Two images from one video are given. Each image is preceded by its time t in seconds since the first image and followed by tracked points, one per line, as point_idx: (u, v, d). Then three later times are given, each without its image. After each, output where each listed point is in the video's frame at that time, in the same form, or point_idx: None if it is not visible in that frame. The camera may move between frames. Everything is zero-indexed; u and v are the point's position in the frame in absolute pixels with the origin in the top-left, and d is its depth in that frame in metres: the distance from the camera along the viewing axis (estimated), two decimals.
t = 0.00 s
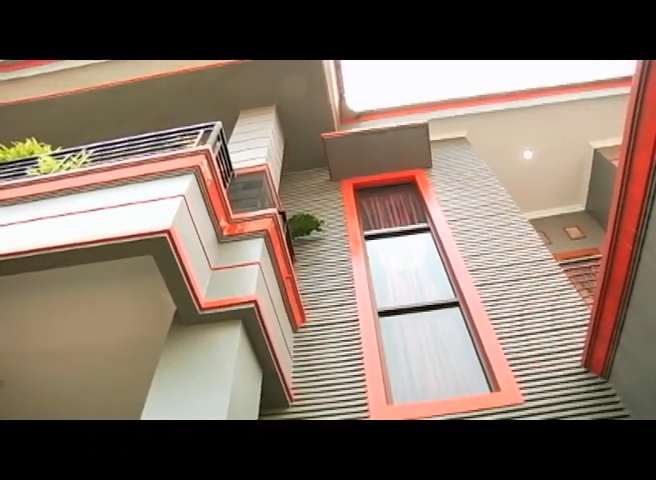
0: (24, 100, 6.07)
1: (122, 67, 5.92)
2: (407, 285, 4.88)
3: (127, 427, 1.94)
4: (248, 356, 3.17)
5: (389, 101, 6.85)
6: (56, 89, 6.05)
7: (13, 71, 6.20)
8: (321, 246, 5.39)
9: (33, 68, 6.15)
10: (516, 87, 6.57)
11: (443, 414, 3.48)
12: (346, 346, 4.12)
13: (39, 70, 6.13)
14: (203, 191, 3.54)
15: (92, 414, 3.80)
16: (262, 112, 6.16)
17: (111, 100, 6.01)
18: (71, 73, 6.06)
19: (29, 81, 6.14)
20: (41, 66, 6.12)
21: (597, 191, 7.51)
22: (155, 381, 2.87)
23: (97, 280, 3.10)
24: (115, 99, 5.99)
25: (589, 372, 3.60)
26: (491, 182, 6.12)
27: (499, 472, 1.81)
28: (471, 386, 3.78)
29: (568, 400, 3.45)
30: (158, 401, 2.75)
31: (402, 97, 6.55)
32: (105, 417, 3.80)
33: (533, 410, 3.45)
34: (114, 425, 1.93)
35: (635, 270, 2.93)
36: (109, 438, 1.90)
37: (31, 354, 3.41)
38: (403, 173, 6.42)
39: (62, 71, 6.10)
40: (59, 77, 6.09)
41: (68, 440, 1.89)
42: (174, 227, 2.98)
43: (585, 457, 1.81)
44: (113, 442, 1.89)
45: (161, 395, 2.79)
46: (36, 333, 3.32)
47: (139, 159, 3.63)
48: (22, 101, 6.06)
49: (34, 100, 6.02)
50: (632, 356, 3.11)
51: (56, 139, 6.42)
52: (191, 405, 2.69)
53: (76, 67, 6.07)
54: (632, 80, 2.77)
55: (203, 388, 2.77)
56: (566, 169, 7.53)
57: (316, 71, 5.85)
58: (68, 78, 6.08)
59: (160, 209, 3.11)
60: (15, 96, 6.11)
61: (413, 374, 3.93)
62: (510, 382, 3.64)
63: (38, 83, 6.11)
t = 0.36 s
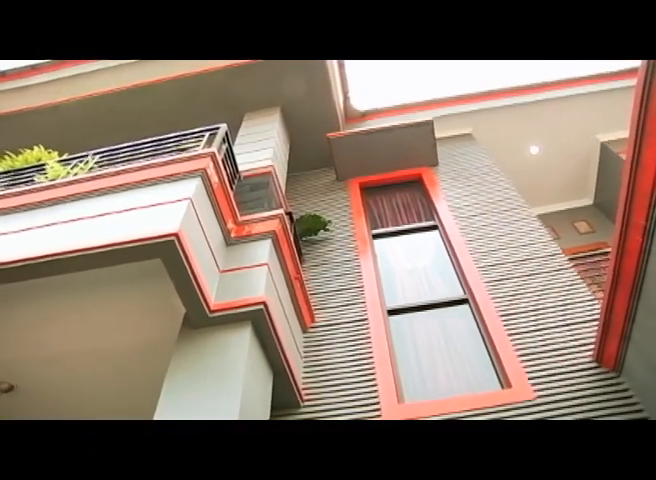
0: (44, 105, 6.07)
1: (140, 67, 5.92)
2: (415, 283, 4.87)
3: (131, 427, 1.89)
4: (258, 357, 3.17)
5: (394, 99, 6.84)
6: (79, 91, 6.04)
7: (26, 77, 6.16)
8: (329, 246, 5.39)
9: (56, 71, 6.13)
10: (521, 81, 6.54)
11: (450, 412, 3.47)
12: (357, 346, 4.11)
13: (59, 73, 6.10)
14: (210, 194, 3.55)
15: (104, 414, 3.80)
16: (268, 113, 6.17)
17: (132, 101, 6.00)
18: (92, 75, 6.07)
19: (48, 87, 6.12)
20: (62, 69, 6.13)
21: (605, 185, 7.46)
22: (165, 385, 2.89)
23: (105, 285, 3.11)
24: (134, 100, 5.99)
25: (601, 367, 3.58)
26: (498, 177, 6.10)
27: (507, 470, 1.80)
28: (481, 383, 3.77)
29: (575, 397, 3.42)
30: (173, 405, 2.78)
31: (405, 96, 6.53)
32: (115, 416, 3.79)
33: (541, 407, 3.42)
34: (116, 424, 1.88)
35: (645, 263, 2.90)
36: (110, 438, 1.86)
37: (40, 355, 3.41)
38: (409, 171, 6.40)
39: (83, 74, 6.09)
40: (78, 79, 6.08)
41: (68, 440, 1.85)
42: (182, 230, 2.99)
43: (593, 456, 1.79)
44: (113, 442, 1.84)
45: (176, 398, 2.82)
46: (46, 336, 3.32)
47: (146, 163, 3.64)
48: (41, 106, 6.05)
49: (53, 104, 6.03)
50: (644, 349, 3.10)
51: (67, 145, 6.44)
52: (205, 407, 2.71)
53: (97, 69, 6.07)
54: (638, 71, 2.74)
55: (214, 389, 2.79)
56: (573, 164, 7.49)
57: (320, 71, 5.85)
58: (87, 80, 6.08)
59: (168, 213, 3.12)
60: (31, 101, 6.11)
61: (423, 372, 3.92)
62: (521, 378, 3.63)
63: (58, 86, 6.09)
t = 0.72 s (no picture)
0: (83, 106, 6.08)
1: (174, 67, 6.02)
2: (425, 280, 4.86)
3: (132, 427, 1.85)
4: (270, 360, 3.18)
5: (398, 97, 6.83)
6: (118, 92, 6.08)
7: (37, 88, 6.29)
8: (338, 246, 5.38)
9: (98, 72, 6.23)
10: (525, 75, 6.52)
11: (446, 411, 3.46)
12: (368, 346, 4.11)
13: (107, 73, 6.20)
14: (217, 198, 3.56)
15: (117, 415, 3.78)
16: (272, 115, 6.17)
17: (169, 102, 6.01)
18: (127, 76, 6.12)
19: (88, 88, 6.19)
20: (105, 69, 6.24)
21: (613, 177, 7.40)
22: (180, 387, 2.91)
23: (116, 292, 3.13)
24: (169, 101, 6.00)
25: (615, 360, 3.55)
26: (505, 172, 6.08)
27: (512, 469, 1.79)
28: (495, 379, 3.75)
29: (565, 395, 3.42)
30: (188, 409, 2.79)
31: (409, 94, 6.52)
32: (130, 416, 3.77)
33: (531, 407, 3.39)
34: (116, 424, 1.83)
35: None
36: (110, 437, 1.80)
37: (44, 364, 3.44)
38: (416, 168, 6.38)
39: (122, 74, 6.16)
40: (116, 80, 6.14)
41: (68, 439, 1.79)
42: (191, 235, 3.00)
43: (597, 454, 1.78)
44: (113, 442, 1.78)
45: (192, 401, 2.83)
46: (48, 343, 3.34)
47: (152, 169, 3.65)
48: (82, 107, 6.06)
49: (90, 105, 6.05)
50: None
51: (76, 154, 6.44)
52: (223, 410, 2.71)
53: (135, 69, 6.13)
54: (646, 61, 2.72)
55: (227, 391, 2.80)
56: (580, 156, 7.43)
57: (323, 71, 5.85)
58: (122, 81, 6.13)
59: (176, 218, 3.13)
60: (70, 104, 6.14)
61: (436, 369, 3.91)
62: (534, 373, 3.61)
63: (98, 86, 6.17)
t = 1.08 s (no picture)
0: (98, 112, 6.11)
1: (201, 65, 6.03)
2: (437, 276, 4.84)
3: (132, 427, 1.78)
4: (283, 361, 3.18)
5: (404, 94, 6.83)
6: (151, 91, 6.09)
7: (43, 99, 6.30)
8: (348, 246, 5.39)
9: (129, 72, 6.28)
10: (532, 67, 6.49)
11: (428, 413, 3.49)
12: (381, 344, 4.10)
13: (145, 70, 6.23)
14: (225, 200, 3.57)
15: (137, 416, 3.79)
16: (279, 116, 6.19)
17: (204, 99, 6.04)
18: (156, 76, 6.14)
19: (121, 88, 6.22)
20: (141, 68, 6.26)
21: (623, 168, 7.34)
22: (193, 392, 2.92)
23: (128, 298, 3.15)
24: (181, 104, 6.04)
25: (630, 352, 3.52)
26: (513, 167, 6.04)
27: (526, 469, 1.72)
28: (510, 374, 3.73)
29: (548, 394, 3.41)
30: (202, 412, 2.80)
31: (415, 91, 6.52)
32: (148, 417, 3.74)
33: (529, 405, 3.37)
34: (116, 424, 1.77)
35: None
36: (110, 438, 1.74)
37: (58, 371, 3.46)
38: (424, 165, 6.36)
39: (151, 73, 6.19)
40: (145, 80, 6.17)
41: (68, 440, 1.72)
42: (201, 238, 3.01)
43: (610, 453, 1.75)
44: (113, 442, 1.73)
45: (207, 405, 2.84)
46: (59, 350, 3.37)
47: (161, 174, 3.67)
48: (117, 107, 6.06)
49: (125, 105, 6.06)
50: None
51: (85, 162, 6.48)
52: (236, 414, 2.71)
53: (175, 66, 6.13)
54: None
55: (242, 392, 2.82)
56: (589, 148, 7.39)
57: (328, 71, 5.87)
58: (153, 81, 6.15)
59: (185, 222, 3.14)
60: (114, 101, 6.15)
61: (450, 365, 3.90)
62: (549, 368, 3.58)
63: (126, 88, 6.20)
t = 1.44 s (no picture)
0: (107, 119, 6.16)
1: (221, 65, 6.05)
2: (448, 272, 4.82)
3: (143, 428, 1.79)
4: (298, 361, 3.19)
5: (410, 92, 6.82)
6: (175, 90, 6.11)
7: (53, 107, 6.37)
8: (359, 245, 5.39)
9: (146, 74, 6.28)
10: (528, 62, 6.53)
11: (422, 411, 3.52)
12: (395, 343, 4.10)
13: (162, 73, 6.23)
14: (235, 203, 3.58)
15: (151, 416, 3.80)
16: (286, 118, 6.20)
17: (227, 98, 6.06)
18: (178, 75, 6.14)
19: (146, 88, 6.22)
20: (163, 69, 6.26)
21: (633, 159, 7.28)
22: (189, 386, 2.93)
23: (142, 302, 3.17)
24: (189, 108, 6.07)
25: (645, 344, 3.49)
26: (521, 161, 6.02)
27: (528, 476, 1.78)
28: (525, 368, 3.71)
29: (540, 394, 3.39)
30: (217, 408, 2.84)
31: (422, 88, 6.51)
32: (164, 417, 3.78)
33: (545, 399, 3.35)
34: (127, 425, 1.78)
35: None
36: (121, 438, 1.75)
37: (74, 377, 3.49)
38: (432, 162, 6.34)
39: (170, 75, 6.19)
40: (166, 81, 6.18)
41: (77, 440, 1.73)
42: (212, 241, 3.02)
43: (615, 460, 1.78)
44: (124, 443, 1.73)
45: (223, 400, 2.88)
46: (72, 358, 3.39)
47: (170, 179, 3.69)
48: (144, 107, 6.08)
49: (153, 104, 6.07)
50: None
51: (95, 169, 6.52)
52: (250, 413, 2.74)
53: (199, 63, 6.13)
54: None
55: (258, 392, 2.84)
56: (599, 139, 7.33)
57: (334, 71, 5.88)
58: (174, 82, 6.16)
59: (196, 226, 3.16)
60: (141, 101, 6.18)
61: (464, 361, 3.88)
62: (565, 361, 3.56)
63: (146, 90, 6.20)
